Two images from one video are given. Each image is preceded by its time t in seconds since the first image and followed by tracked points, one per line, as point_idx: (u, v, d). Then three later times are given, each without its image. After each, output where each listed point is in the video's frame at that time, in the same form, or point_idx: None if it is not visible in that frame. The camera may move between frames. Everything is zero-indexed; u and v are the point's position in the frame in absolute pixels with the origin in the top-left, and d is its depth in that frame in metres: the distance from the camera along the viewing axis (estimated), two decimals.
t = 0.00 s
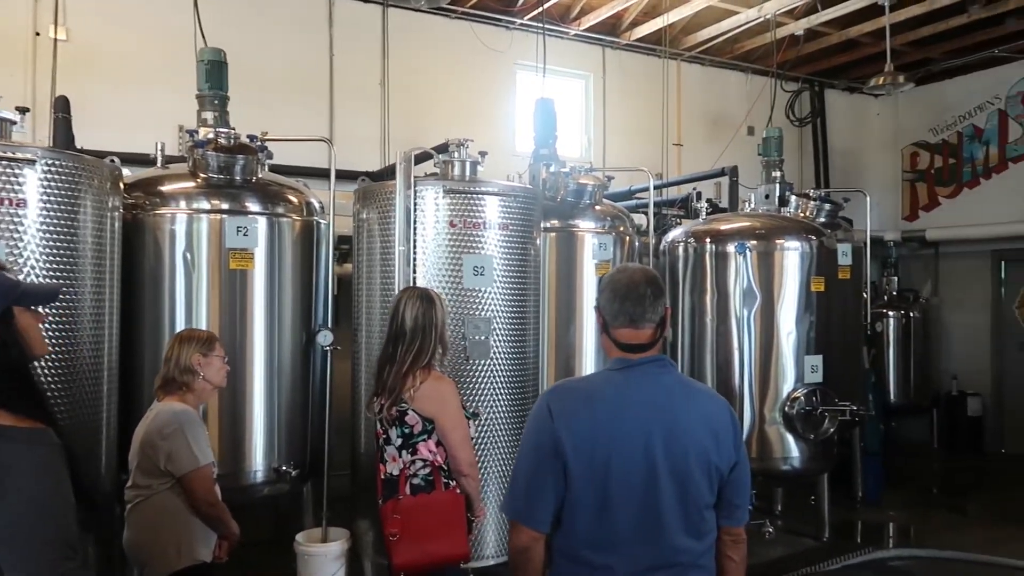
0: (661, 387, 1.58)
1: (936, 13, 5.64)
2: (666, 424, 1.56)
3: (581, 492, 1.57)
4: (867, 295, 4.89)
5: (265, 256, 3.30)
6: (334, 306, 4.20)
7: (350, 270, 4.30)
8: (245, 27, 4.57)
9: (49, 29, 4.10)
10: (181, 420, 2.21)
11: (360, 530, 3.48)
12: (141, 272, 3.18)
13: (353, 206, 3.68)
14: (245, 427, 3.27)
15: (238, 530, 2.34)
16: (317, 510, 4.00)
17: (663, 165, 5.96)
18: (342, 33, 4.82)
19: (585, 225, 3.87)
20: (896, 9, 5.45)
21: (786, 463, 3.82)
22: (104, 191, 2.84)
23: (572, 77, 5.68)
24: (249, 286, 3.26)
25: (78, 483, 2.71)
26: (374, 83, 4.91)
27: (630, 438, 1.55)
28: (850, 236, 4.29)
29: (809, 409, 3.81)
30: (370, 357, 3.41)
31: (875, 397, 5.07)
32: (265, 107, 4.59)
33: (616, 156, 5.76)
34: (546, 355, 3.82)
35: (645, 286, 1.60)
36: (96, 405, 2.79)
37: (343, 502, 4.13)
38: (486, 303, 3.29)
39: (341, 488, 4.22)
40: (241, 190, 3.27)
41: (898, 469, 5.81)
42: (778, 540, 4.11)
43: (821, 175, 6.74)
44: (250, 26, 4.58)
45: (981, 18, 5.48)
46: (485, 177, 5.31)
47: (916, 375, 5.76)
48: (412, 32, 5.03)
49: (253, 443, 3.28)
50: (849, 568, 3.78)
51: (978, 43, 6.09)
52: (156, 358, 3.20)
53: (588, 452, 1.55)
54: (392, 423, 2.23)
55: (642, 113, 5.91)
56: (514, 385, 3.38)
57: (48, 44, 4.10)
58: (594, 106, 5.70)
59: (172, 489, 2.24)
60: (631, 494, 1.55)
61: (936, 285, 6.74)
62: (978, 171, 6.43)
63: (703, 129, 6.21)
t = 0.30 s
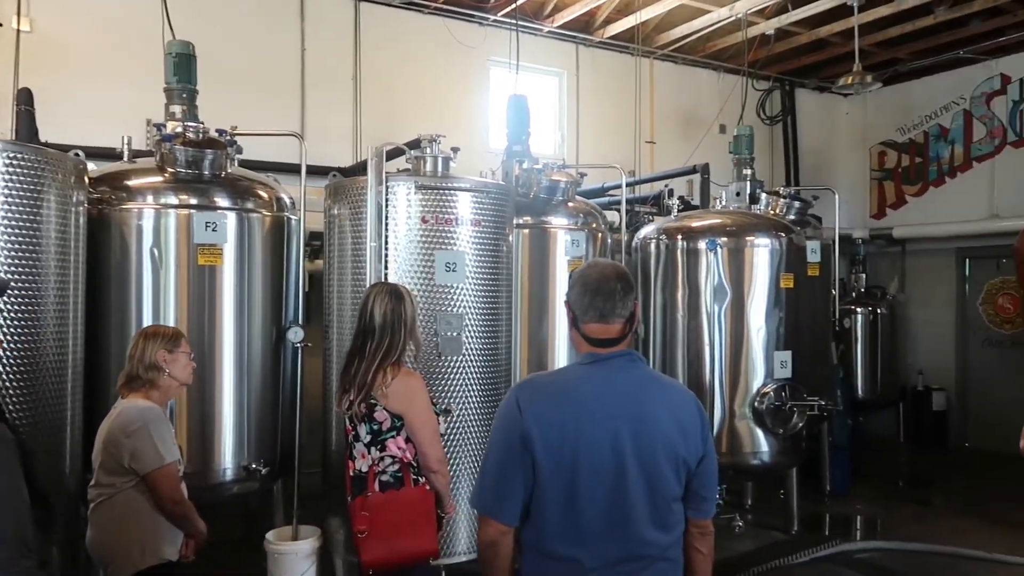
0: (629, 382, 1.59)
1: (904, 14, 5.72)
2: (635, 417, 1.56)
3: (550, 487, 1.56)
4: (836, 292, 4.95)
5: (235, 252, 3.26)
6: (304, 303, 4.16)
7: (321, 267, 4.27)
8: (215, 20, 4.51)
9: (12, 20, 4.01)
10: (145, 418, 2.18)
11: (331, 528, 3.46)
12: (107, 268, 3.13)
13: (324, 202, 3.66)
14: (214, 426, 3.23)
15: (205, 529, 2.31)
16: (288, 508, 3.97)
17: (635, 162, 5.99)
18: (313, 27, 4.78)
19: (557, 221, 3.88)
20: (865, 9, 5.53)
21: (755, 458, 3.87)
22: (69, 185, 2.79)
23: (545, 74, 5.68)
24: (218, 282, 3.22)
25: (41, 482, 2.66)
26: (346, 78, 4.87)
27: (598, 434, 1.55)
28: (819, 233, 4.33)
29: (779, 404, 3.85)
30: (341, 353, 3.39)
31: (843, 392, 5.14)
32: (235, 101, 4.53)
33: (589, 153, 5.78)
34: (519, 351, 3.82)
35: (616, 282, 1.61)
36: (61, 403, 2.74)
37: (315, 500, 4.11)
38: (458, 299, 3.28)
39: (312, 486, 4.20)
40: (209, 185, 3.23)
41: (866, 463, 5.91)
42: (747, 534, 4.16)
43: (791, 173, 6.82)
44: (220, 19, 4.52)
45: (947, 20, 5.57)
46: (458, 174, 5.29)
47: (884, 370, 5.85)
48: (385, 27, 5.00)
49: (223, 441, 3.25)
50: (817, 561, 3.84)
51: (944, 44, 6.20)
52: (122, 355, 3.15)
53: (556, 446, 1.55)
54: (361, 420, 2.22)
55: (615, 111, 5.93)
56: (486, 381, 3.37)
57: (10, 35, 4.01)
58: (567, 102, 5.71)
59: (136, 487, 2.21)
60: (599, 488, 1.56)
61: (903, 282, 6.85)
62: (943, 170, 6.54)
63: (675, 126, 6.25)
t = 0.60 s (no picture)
0: (601, 378, 1.59)
1: (875, 15, 5.80)
2: (607, 412, 1.57)
3: (522, 482, 1.57)
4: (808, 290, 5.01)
5: (206, 248, 3.23)
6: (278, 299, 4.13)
7: (295, 263, 4.24)
8: (186, 13, 4.45)
9: None
10: (113, 415, 2.15)
11: (304, 526, 3.44)
12: (75, 263, 3.08)
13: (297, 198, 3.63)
14: (186, 424, 3.19)
15: (175, 529, 2.29)
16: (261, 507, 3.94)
17: (610, 160, 6.02)
18: (287, 22, 4.74)
19: (533, 218, 3.88)
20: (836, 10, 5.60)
21: (728, 454, 3.91)
22: (35, 179, 2.74)
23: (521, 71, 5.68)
24: (189, 278, 3.19)
25: (7, 481, 2.61)
26: (320, 74, 4.84)
27: (570, 429, 1.55)
28: (791, 232, 4.38)
29: (751, 400, 3.89)
30: (314, 350, 3.36)
31: (815, 388, 5.21)
32: (207, 96, 4.48)
33: (565, 151, 5.79)
34: (494, 349, 3.83)
35: (590, 279, 1.61)
36: (27, 402, 2.69)
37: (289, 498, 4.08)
38: (433, 296, 3.27)
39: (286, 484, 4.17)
40: (181, 179, 3.19)
41: (837, 458, 5.99)
42: (720, 529, 4.20)
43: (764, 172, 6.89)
44: (192, 12, 4.45)
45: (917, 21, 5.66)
46: (433, 170, 5.28)
47: (855, 367, 5.93)
48: (360, 21, 4.97)
49: (194, 439, 3.21)
50: (788, 555, 3.88)
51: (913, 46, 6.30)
52: (91, 352, 3.10)
53: (529, 441, 1.55)
54: (332, 416, 2.21)
55: (590, 109, 5.95)
56: (461, 378, 3.37)
57: None
58: (543, 100, 5.71)
59: (104, 485, 2.17)
60: (571, 483, 1.56)
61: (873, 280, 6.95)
62: (913, 170, 6.64)
63: (651, 125, 6.29)
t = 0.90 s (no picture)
0: (573, 376, 1.60)
1: (849, 16, 5.86)
2: (579, 410, 1.58)
3: (495, 480, 1.57)
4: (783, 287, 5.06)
5: (180, 245, 3.19)
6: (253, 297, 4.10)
7: (270, 261, 4.21)
8: (160, 8, 4.39)
9: None
10: (83, 415, 2.12)
11: (280, 525, 3.42)
12: (45, 261, 3.04)
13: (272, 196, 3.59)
14: (159, 424, 3.16)
15: (147, 530, 2.26)
16: (236, 507, 3.91)
17: (587, 158, 6.04)
18: (263, 17, 4.69)
19: (510, 216, 3.87)
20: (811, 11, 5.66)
21: (704, 450, 3.94)
22: (3, 176, 2.69)
23: (498, 68, 5.68)
24: (162, 276, 3.15)
25: None
26: (296, 71, 4.80)
27: (542, 426, 1.56)
28: (766, 231, 4.43)
29: (726, 397, 3.92)
30: (290, 348, 3.34)
31: (789, 385, 5.27)
32: (181, 92, 4.43)
33: (542, 149, 5.80)
34: (471, 347, 3.82)
35: (565, 277, 1.62)
36: None
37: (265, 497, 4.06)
38: (410, 294, 3.26)
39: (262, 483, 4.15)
40: (153, 176, 3.15)
41: (811, 454, 6.07)
42: (696, 525, 4.24)
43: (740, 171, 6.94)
44: (164, 6, 4.39)
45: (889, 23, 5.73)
46: (410, 168, 5.26)
47: (829, 364, 6.00)
48: (336, 18, 4.93)
49: (168, 439, 3.18)
50: (763, 551, 3.93)
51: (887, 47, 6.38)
52: (62, 350, 3.06)
53: (501, 440, 1.56)
54: (305, 414, 2.22)
55: (568, 107, 5.96)
56: (438, 376, 3.36)
57: None
58: (520, 98, 5.71)
59: (75, 486, 2.14)
60: (543, 481, 1.56)
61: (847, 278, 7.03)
62: (885, 169, 6.73)
63: (628, 123, 6.31)
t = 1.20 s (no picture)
0: (547, 373, 1.61)
1: (824, 18, 5.93)
2: (552, 407, 1.58)
3: (469, 477, 1.57)
4: (758, 286, 5.10)
5: (154, 242, 3.16)
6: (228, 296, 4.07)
7: (245, 259, 4.17)
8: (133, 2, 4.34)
9: None
10: (54, 414, 2.09)
11: (255, 525, 3.39)
12: (15, 258, 2.99)
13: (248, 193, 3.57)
14: (132, 423, 3.12)
15: (120, 529, 2.24)
16: (212, 507, 3.88)
17: (565, 157, 6.06)
18: (238, 13, 4.65)
19: (488, 214, 3.87)
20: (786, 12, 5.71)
21: (680, 447, 3.97)
22: None
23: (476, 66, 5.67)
24: (136, 274, 3.11)
25: None
26: (273, 67, 4.77)
27: (516, 423, 1.56)
28: (742, 230, 4.47)
29: (702, 395, 3.96)
30: (265, 346, 3.32)
31: (765, 383, 5.33)
32: (155, 88, 4.38)
33: (520, 147, 5.81)
34: (449, 345, 3.82)
35: (543, 278, 1.61)
36: None
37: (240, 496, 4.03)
38: (387, 292, 3.26)
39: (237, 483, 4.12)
40: (126, 172, 3.11)
41: (786, 450, 6.13)
42: (672, 522, 4.27)
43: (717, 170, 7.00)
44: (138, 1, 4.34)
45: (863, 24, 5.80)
46: (387, 165, 5.24)
47: (804, 362, 6.07)
48: (313, 15, 4.91)
49: (142, 438, 3.15)
50: (738, 547, 3.96)
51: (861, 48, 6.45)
52: (32, 348, 3.01)
53: (475, 437, 1.56)
54: (278, 412, 2.23)
55: (546, 105, 5.97)
56: (415, 374, 3.36)
57: None
58: (498, 96, 5.71)
59: (45, 486, 2.11)
60: (517, 477, 1.57)
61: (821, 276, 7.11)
62: (859, 169, 6.81)
63: (606, 122, 6.34)
